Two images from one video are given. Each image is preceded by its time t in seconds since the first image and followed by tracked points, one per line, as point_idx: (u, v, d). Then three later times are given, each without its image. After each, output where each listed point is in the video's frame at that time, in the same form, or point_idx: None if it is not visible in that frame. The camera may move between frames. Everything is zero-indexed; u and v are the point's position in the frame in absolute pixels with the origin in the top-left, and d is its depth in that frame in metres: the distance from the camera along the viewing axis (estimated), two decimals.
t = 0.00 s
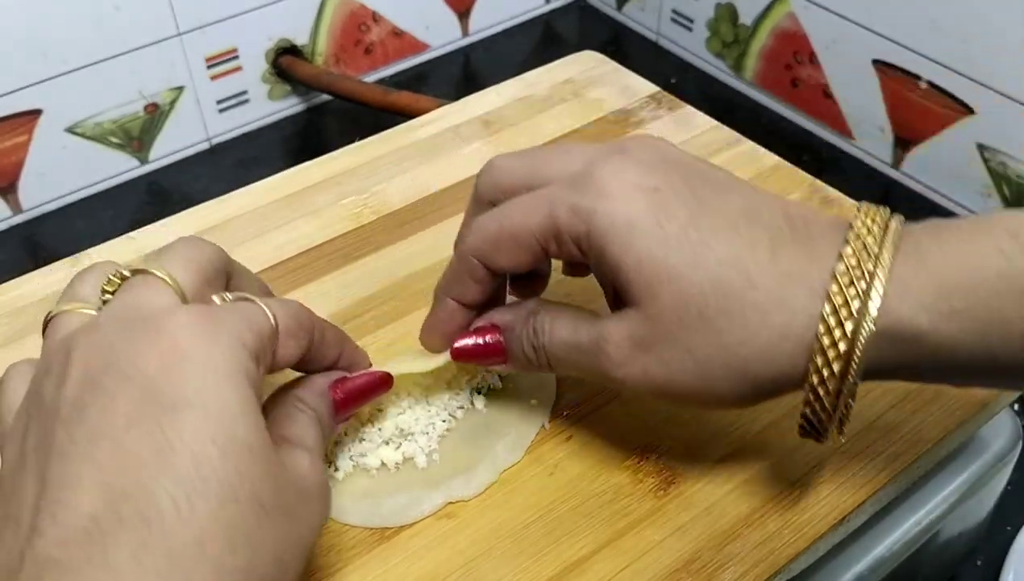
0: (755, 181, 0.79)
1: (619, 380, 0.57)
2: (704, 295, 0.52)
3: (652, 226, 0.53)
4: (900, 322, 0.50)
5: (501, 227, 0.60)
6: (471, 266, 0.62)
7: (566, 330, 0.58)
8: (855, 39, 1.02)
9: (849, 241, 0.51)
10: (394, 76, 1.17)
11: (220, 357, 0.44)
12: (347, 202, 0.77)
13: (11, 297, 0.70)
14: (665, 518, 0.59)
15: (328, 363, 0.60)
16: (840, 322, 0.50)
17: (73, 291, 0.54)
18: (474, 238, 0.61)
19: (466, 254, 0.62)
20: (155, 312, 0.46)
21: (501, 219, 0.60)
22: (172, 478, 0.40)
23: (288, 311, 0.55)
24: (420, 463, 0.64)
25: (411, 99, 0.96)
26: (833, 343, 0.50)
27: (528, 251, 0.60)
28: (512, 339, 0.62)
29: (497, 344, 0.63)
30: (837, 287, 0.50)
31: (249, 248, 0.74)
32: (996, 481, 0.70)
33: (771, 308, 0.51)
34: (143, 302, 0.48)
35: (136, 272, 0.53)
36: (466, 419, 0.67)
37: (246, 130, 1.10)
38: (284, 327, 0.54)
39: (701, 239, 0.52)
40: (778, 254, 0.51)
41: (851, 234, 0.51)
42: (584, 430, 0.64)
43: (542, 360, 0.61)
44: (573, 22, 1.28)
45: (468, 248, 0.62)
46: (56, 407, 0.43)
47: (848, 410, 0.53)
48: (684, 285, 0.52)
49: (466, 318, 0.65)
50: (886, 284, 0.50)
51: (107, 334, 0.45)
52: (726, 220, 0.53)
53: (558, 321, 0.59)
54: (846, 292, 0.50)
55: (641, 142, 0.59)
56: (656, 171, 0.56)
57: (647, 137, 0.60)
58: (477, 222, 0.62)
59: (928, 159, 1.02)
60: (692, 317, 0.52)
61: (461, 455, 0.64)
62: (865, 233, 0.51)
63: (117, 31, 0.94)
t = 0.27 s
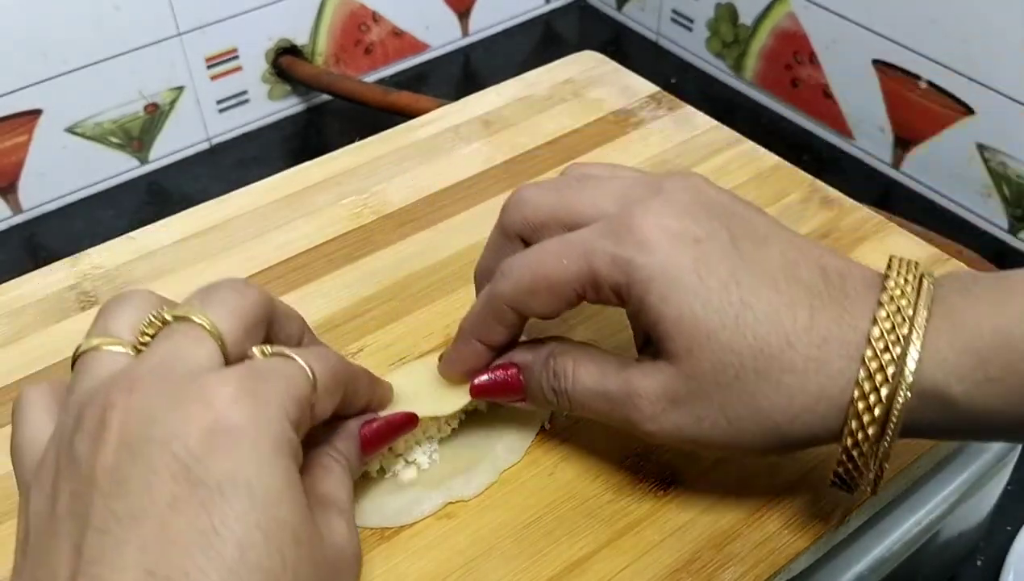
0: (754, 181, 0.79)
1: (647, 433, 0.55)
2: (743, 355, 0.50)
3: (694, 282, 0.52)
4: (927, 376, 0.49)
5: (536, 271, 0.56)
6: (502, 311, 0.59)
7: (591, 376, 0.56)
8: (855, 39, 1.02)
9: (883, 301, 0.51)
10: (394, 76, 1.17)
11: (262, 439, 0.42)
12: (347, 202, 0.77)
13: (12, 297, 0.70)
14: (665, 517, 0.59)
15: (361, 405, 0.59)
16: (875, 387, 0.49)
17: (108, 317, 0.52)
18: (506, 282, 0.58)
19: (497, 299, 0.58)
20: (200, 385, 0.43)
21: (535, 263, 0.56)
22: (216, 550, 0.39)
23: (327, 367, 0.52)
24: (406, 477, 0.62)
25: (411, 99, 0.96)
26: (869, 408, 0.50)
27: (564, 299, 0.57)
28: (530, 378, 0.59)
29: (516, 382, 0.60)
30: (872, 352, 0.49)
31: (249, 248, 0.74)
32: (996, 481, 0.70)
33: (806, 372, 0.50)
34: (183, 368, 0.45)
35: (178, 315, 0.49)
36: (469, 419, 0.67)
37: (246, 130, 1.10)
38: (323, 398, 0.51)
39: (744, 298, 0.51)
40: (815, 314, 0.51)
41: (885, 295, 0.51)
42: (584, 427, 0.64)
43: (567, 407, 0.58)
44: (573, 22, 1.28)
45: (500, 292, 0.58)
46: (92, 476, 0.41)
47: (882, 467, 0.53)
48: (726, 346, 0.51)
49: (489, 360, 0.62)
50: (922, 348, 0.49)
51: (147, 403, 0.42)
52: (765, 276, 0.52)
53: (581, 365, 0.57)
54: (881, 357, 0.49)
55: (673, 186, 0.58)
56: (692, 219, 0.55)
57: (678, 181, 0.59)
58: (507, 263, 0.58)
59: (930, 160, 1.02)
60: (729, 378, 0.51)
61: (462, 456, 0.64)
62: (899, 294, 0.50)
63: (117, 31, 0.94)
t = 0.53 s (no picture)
0: (754, 181, 0.79)
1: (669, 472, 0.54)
2: (766, 399, 0.49)
3: (718, 326, 0.50)
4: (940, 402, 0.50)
5: (557, 315, 0.54)
6: (522, 354, 0.56)
7: (609, 415, 0.55)
8: (854, 38, 1.02)
9: (900, 339, 0.51)
10: (394, 76, 1.17)
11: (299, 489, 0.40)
12: (347, 202, 0.77)
13: (12, 297, 0.70)
14: (665, 517, 0.59)
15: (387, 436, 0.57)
16: (896, 427, 0.49)
17: (129, 335, 0.48)
18: (526, 326, 0.55)
19: (517, 342, 0.56)
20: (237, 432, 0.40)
21: (557, 306, 0.54)
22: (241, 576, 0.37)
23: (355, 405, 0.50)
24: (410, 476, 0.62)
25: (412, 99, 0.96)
26: (890, 447, 0.50)
27: (585, 342, 0.55)
28: (547, 415, 0.58)
29: (533, 418, 0.60)
30: (893, 393, 0.49)
31: (249, 247, 0.74)
32: (995, 481, 0.70)
33: (829, 414, 0.49)
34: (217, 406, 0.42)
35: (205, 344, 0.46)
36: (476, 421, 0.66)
37: (246, 130, 1.10)
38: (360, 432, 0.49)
39: (767, 341, 0.50)
40: (836, 354, 0.50)
41: (902, 333, 0.51)
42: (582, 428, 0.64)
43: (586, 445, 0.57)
44: (573, 22, 1.28)
45: (519, 336, 0.56)
46: (120, 505, 0.38)
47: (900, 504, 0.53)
48: (749, 390, 0.49)
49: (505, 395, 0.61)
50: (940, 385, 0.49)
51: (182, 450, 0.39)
52: (787, 317, 0.51)
53: (598, 404, 0.56)
54: (901, 398, 0.49)
55: (693, 221, 0.56)
56: (714, 258, 0.53)
57: (699, 214, 0.56)
58: (526, 304, 0.56)
59: (927, 159, 1.02)
60: (752, 419, 0.50)
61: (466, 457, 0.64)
62: (916, 332, 0.50)
63: (118, 31, 0.94)
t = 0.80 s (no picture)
0: (754, 181, 0.79)
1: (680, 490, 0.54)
2: (778, 420, 0.49)
3: (731, 352, 0.49)
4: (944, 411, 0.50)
5: (568, 343, 0.52)
6: (532, 382, 0.55)
7: (620, 435, 0.55)
8: (854, 38, 1.02)
9: (910, 355, 0.51)
10: (394, 76, 1.17)
11: (308, 515, 0.40)
12: (347, 202, 0.77)
13: (12, 297, 0.70)
14: (665, 516, 0.58)
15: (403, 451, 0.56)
16: (908, 443, 0.49)
17: (137, 333, 0.47)
18: (536, 355, 0.54)
19: (527, 371, 0.54)
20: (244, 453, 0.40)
21: (567, 334, 0.52)
22: None
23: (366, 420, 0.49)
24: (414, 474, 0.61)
25: (412, 98, 0.96)
26: (901, 463, 0.50)
27: (596, 368, 0.53)
28: (555, 435, 0.58)
29: (542, 438, 0.59)
30: (903, 409, 0.49)
31: (249, 247, 0.74)
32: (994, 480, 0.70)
33: (840, 432, 0.49)
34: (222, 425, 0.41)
35: (214, 353, 0.45)
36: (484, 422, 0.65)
37: (246, 130, 1.10)
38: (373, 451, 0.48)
39: (778, 363, 0.49)
40: (847, 371, 0.50)
41: (911, 349, 0.51)
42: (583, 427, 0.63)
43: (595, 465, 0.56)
44: (573, 22, 1.28)
45: (529, 365, 0.54)
46: (120, 511, 0.38)
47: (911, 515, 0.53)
48: (762, 412, 0.49)
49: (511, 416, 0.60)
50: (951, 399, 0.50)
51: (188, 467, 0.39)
52: (796, 337, 0.50)
53: (608, 425, 0.55)
54: (912, 414, 0.49)
55: (700, 238, 0.54)
56: (722, 278, 0.51)
57: (705, 229, 0.55)
58: (534, 330, 0.54)
59: (926, 158, 1.02)
60: (765, 440, 0.49)
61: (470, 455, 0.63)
62: (926, 348, 0.50)
63: (118, 31, 0.94)
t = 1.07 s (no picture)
0: (754, 181, 0.79)
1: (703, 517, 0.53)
2: (796, 446, 0.48)
3: (744, 381, 0.48)
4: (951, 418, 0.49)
5: (580, 376, 0.52)
6: (547, 414, 0.54)
7: (634, 461, 0.54)
8: (854, 38, 1.02)
9: (920, 373, 0.49)
10: (394, 76, 1.17)
11: (329, 544, 0.39)
12: (347, 203, 0.77)
13: (12, 297, 0.70)
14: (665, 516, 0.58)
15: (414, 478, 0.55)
16: (921, 462, 0.48)
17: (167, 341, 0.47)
18: (551, 390, 0.53)
19: (542, 406, 0.54)
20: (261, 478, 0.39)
21: (579, 368, 0.52)
22: None
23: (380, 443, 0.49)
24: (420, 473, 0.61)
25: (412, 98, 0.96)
26: (916, 482, 0.49)
27: (609, 402, 0.52)
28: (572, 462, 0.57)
29: (558, 457, 0.59)
30: (916, 430, 0.48)
31: (250, 247, 0.74)
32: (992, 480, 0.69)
33: (857, 454, 0.48)
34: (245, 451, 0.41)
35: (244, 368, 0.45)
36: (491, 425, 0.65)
37: (246, 130, 1.10)
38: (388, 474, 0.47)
39: (790, 390, 0.48)
40: (859, 393, 0.49)
41: (921, 368, 0.49)
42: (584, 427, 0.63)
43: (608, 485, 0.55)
44: (573, 22, 1.28)
45: (544, 401, 0.53)
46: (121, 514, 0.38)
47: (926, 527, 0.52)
48: (778, 439, 0.48)
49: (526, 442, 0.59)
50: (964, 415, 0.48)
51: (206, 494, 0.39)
52: (806, 360, 0.49)
53: (620, 451, 0.54)
54: (925, 434, 0.48)
55: (704, 263, 0.53)
56: (728, 304, 0.50)
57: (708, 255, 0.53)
58: (548, 364, 0.54)
59: (926, 158, 1.02)
60: (784, 468, 0.48)
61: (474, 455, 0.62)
62: (937, 366, 0.49)
63: (118, 31, 0.94)
